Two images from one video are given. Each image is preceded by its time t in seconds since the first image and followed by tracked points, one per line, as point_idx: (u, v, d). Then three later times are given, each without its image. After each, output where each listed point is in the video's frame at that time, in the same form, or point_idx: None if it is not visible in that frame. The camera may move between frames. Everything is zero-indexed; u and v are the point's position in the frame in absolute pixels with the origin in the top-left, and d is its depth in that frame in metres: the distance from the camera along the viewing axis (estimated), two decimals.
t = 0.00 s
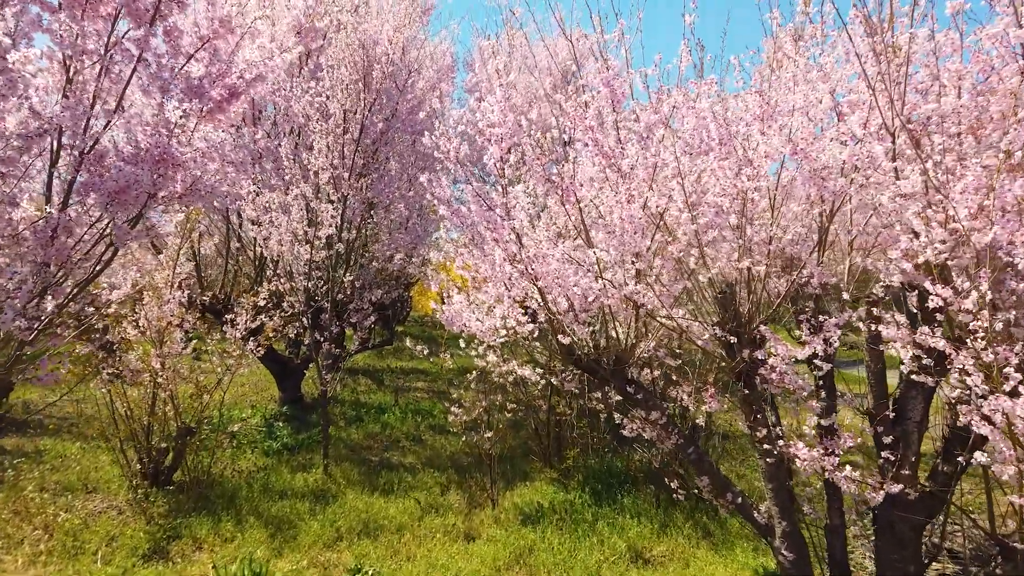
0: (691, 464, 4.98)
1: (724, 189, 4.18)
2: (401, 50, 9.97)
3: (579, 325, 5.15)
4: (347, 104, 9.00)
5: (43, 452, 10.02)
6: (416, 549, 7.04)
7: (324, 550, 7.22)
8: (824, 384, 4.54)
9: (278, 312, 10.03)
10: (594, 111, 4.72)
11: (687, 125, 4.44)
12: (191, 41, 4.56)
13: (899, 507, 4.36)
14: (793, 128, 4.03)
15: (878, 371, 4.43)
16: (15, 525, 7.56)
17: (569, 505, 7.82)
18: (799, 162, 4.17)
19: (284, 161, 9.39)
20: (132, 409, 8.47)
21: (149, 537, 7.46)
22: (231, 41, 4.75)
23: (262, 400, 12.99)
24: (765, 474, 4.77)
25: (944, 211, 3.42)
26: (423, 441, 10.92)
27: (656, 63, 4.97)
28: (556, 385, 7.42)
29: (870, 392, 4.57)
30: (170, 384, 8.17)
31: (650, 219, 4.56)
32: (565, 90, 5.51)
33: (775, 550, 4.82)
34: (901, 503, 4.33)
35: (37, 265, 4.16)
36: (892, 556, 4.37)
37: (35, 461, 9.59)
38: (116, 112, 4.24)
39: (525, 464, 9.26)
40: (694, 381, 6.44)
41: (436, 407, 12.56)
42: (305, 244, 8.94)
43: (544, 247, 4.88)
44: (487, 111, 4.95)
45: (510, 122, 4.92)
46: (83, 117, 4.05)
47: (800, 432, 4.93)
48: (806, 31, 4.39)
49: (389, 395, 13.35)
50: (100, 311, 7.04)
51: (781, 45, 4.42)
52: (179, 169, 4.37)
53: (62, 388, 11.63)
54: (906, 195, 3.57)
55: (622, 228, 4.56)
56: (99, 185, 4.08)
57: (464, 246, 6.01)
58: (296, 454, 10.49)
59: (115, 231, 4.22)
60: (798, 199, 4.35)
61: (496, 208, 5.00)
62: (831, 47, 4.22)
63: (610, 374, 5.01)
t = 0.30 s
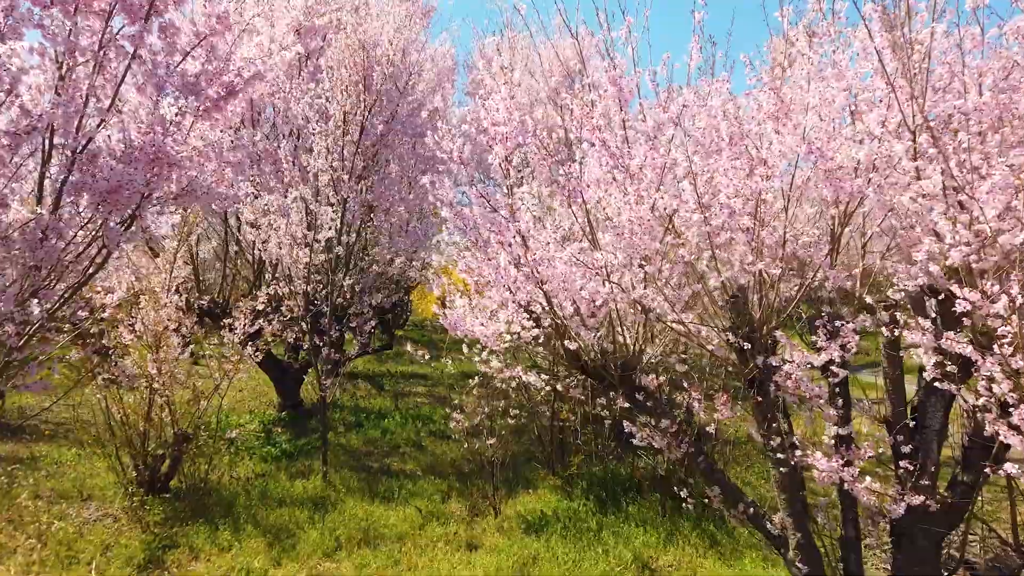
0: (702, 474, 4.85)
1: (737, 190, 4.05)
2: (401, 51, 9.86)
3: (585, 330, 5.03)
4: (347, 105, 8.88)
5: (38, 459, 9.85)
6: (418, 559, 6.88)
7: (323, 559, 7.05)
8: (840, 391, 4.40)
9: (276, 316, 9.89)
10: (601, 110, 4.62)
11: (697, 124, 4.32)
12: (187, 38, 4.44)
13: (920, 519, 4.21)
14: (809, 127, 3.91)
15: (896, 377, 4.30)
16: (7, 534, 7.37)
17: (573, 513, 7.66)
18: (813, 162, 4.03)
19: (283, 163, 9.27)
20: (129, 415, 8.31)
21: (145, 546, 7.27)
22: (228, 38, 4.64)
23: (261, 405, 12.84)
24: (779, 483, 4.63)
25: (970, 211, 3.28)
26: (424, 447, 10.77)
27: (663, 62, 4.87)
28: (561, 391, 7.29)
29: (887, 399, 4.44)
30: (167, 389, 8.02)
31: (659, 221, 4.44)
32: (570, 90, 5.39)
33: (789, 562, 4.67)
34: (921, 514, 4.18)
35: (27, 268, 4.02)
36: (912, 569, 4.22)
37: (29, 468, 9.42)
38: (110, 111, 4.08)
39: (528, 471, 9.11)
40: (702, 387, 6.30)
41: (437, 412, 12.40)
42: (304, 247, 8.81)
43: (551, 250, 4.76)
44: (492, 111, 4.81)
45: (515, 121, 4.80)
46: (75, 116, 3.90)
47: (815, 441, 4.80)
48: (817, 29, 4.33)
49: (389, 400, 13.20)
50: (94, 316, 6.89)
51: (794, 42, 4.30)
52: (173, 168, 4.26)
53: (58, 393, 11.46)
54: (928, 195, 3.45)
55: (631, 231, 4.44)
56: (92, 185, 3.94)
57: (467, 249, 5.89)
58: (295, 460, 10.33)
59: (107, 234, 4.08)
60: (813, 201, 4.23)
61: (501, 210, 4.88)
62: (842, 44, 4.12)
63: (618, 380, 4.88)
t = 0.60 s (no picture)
0: (712, 484, 4.74)
1: (749, 192, 3.94)
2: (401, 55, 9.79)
3: (592, 336, 4.90)
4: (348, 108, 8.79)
5: (34, 466, 9.70)
6: (419, 569, 6.72)
7: (322, 570, 6.90)
8: (855, 399, 4.27)
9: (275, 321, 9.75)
10: (608, 110, 4.56)
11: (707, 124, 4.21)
12: (184, 37, 4.34)
13: (938, 532, 4.07)
14: (823, 127, 3.79)
15: (913, 385, 4.17)
16: (0, 544, 7.18)
17: (576, 522, 7.51)
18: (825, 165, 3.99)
19: (283, 167, 9.17)
20: (124, 422, 8.14)
21: (140, 556, 7.12)
22: (226, 37, 4.53)
23: (260, 411, 12.71)
24: (791, 494, 4.50)
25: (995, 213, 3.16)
26: (424, 454, 10.63)
27: (671, 62, 4.83)
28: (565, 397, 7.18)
29: (904, 407, 4.31)
30: (164, 396, 7.86)
31: (669, 224, 4.32)
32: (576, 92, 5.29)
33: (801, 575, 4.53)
34: (940, 526, 4.04)
35: (17, 272, 3.88)
36: None
37: (25, 475, 9.28)
38: (104, 111, 3.97)
39: (531, 478, 8.97)
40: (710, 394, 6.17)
41: (437, 418, 12.26)
42: (303, 251, 8.68)
43: (558, 253, 4.67)
44: (496, 112, 4.83)
45: (520, 123, 4.81)
46: (68, 115, 3.79)
47: (827, 450, 4.66)
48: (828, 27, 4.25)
49: (389, 406, 13.06)
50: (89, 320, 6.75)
51: (806, 41, 4.20)
52: (167, 168, 4.15)
53: (55, 399, 11.34)
54: (949, 195, 3.33)
55: (640, 234, 4.32)
56: (83, 186, 3.83)
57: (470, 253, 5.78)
58: (294, 467, 10.19)
59: (100, 236, 3.92)
60: (826, 203, 4.12)
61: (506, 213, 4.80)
62: (855, 44, 4.05)
63: (626, 388, 4.76)
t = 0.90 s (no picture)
0: (717, 493, 4.63)
1: (756, 195, 3.84)
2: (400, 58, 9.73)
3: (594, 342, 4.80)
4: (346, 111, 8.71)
5: (28, 473, 9.55)
6: None
7: None
8: (865, 407, 4.16)
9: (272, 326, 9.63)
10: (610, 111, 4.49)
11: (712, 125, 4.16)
12: (177, 37, 4.25)
13: (951, 544, 3.95)
14: (832, 127, 3.70)
15: (924, 393, 4.06)
16: None
17: (577, 531, 7.36)
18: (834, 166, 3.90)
19: (280, 170, 9.08)
20: (119, 429, 7.99)
21: (132, 565, 6.96)
22: (221, 37, 4.44)
23: (257, 417, 12.57)
24: (799, 504, 4.38)
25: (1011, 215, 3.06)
26: (423, 461, 10.49)
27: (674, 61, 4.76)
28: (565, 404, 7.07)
29: (915, 415, 4.19)
30: (159, 403, 7.71)
31: (673, 227, 4.24)
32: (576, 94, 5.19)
33: None
34: (953, 538, 3.92)
35: (3, 276, 3.76)
36: None
37: (18, 483, 9.12)
38: (94, 111, 3.86)
39: (531, 486, 8.83)
40: (713, 401, 6.07)
41: (436, 424, 12.13)
42: (301, 255, 8.58)
43: (560, 257, 4.57)
44: (498, 112, 4.74)
45: (522, 126, 4.73)
46: (56, 115, 3.67)
47: (835, 458, 4.56)
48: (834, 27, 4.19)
49: (388, 412, 12.92)
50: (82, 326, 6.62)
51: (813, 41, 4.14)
52: (158, 169, 4.04)
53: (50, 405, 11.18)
54: (965, 196, 3.23)
55: (644, 237, 4.22)
56: (71, 187, 3.71)
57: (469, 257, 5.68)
58: (291, 474, 10.05)
59: (87, 239, 3.79)
60: (834, 206, 4.02)
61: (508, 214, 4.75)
62: (864, 43, 3.98)
63: (629, 395, 4.67)
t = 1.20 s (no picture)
0: (724, 504, 4.50)
1: (766, 196, 3.72)
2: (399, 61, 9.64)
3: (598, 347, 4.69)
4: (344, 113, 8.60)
5: (20, 480, 9.38)
6: None
7: None
8: (877, 415, 4.03)
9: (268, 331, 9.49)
10: (614, 111, 4.36)
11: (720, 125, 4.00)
12: (168, 34, 4.13)
13: (968, 558, 3.80)
14: (844, 126, 3.59)
15: (939, 400, 3.93)
16: None
17: (579, 540, 7.19)
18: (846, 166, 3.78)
19: (277, 173, 8.96)
20: (111, 436, 7.83)
21: None
22: (212, 34, 4.32)
23: (254, 423, 12.42)
24: (810, 516, 4.25)
25: None
26: (421, 467, 10.34)
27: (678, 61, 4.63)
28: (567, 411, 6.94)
29: (930, 424, 4.06)
30: (152, 409, 7.56)
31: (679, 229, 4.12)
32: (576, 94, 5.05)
33: None
34: (971, 551, 3.78)
35: None
36: None
37: (10, 491, 8.95)
38: (82, 110, 3.75)
39: (531, 494, 8.67)
40: (719, 408, 5.93)
41: (435, 430, 11.97)
42: (297, 259, 8.44)
43: (563, 261, 4.43)
44: (498, 110, 4.53)
45: (524, 125, 4.55)
46: (42, 115, 3.56)
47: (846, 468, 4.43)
48: (843, 25, 4.09)
49: (386, 417, 12.76)
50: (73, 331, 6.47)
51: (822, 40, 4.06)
52: (146, 169, 3.91)
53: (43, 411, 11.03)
54: (983, 197, 3.11)
55: (649, 240, 4.10)
56: (52, 187, 3.54)
57: (469, 261, 5.55)
58: (288, 482, 9.90)
59: (70, 240, 3.63)
60: (846, 207, 3.90)
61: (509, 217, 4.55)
62: (875, 40, 3.88)
63: (633, 402, 4.55)
